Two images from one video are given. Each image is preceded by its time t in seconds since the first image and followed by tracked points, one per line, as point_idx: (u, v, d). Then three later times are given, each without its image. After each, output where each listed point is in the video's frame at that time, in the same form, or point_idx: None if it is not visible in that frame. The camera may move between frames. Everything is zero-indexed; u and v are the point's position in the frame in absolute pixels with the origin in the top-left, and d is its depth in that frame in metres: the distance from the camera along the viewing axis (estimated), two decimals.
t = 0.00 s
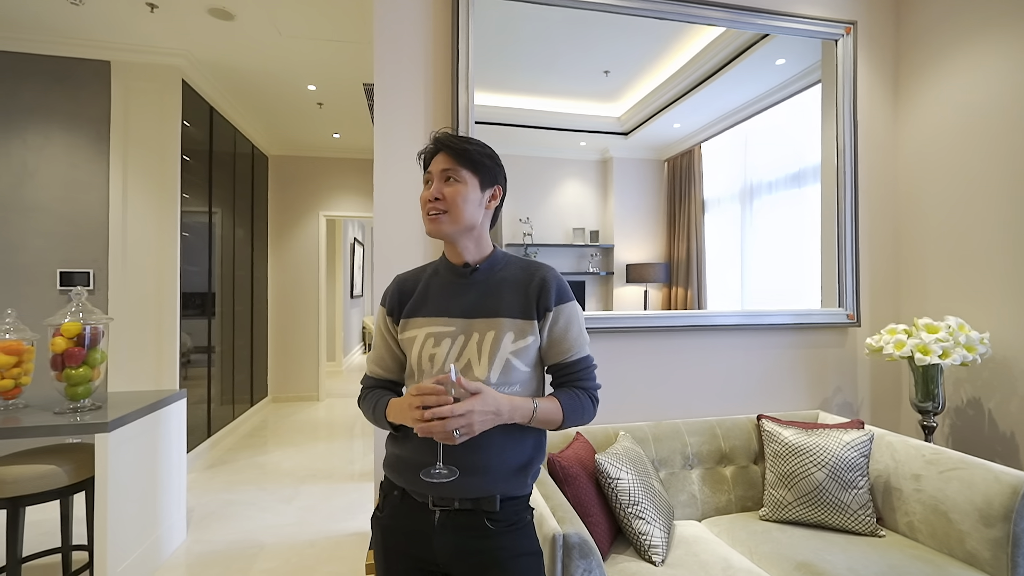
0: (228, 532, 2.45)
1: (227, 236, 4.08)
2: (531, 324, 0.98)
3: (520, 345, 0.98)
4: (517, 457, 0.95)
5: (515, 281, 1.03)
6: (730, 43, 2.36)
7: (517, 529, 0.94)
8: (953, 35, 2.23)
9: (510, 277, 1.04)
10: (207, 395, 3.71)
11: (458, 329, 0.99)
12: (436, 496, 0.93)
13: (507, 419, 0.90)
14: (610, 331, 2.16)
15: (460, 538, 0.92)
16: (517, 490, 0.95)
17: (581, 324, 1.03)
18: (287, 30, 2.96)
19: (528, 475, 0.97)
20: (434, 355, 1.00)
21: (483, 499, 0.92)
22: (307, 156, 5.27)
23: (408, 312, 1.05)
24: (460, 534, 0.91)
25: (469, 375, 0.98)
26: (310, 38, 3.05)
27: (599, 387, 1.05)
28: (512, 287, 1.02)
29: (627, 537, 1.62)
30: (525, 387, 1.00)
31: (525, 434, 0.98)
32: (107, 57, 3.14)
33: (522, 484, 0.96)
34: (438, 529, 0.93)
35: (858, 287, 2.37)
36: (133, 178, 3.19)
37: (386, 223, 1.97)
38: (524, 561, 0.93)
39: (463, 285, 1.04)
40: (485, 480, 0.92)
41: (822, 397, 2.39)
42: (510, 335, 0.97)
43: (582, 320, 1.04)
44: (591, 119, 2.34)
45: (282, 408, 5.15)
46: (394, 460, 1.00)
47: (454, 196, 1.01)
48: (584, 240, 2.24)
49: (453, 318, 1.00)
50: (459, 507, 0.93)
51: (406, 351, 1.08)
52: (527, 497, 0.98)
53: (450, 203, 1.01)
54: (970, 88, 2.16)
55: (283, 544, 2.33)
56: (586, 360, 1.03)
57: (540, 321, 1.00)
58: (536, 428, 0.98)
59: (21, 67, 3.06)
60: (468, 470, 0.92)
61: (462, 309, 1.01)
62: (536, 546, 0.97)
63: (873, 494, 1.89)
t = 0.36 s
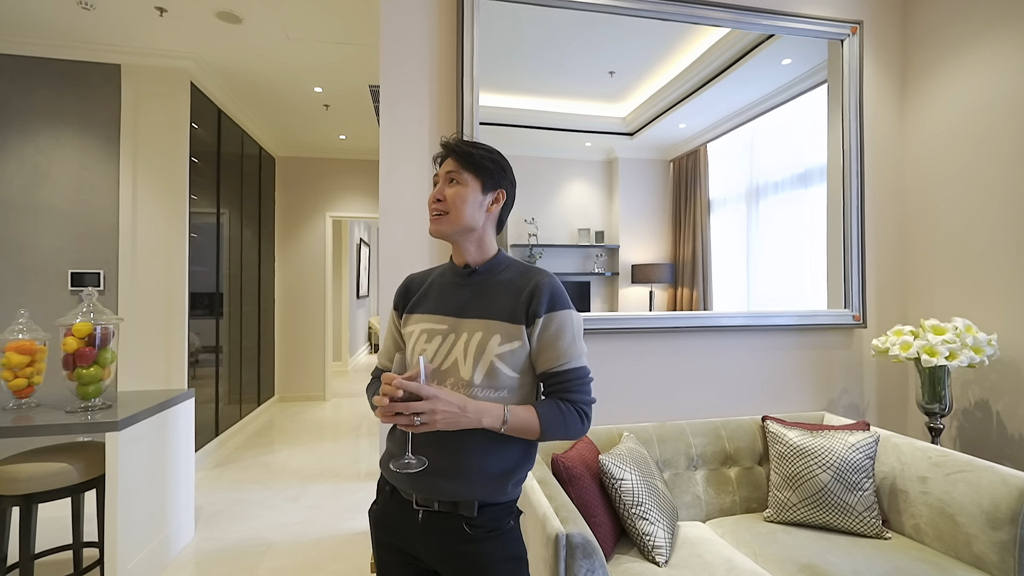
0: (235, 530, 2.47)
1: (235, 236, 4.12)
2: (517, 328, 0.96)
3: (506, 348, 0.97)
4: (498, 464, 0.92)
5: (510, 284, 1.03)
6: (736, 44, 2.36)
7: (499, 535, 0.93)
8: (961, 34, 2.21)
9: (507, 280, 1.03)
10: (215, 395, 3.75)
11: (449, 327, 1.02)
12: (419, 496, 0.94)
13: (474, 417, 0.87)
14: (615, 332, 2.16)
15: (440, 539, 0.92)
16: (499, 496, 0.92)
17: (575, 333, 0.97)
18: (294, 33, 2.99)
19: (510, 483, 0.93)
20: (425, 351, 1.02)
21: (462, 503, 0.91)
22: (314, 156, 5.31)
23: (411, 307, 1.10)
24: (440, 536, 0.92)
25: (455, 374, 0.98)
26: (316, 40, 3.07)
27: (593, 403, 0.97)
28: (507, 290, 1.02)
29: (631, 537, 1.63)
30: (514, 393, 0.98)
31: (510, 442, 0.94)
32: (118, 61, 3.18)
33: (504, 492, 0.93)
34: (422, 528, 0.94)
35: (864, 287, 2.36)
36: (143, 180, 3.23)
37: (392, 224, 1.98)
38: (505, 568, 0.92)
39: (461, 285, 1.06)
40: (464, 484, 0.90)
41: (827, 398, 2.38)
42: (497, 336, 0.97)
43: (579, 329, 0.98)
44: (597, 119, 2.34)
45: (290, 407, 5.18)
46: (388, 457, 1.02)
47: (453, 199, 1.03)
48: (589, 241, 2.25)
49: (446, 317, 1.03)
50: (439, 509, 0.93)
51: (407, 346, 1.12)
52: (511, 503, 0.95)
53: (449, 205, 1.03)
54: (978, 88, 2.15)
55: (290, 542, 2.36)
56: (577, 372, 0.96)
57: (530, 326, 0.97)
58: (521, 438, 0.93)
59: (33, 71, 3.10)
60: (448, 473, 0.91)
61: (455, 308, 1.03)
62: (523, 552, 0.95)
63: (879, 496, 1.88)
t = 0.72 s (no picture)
0: (244, 528, 2.50)
1: (244, 237, 4.16)
2: (514, 326, 0.97)
3: (503, 345, 0.97)
4: (493, 465, 0.92)
5: (512, 285, 1.04)
6: (742, 44, 2.36)
7: (496, 536, 0.92)
8: (969, 34, 2.20)
9: (509, 282, 1.05)
10: (224, 394, 3.79)
11: (453, 324, 1.04)
12: (419, 493, 0.95)
13: (466, 396, 0.83)
14: (621, 332, 2.17)
15: (438, 537, 0.93)
16: (494, 498, 0.92)
17: (574, 333, 0.96)
18: (302, 36, 3.02)
19: (506, 485, 0.93)
20: (428, 347, 1.05)
21: (458, 502, 0.91)
22: (321, 158, 5.34)
23: (423, 304, 1.14)
24: (437, 534, 0.93)
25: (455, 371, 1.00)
26: (324, 43, 3.09)
27: (588, 408, 0.94)
28: (508, 290, 1.03)
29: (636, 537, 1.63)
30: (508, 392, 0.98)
31: (507, 443, 0.93)
32: (129, 64, 3.22)
33: (500, 493, 0.92)
34: (421, 525, 0.95)
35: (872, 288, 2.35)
36: (154, 181, 3.27)
37: (399, 225, 2.00)
38: (500, 569, 0.92)
39: (467, 285, 1.09)
40: (460, 483, 0.91)
41: (834, 399, 2.37)
42: (495, 334, 0.98)
43: (578, 332, 0.97)
44: (602, 119, 2.35)
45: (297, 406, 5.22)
46: (392, 454, 1.04)
47: (459, 204, 1.05)
48: (595, 241, 2.26)
49: (450, 314, 1.06)
50: (437, 508, 0.93)
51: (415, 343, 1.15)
52: (508, 505, 0.95)
53: (456, 210, 1.05)
54: (987, 89, 2.13)
55: (298, 540, 2.38)
56: (574, 373, 0.94)
57: (528, 323, 0.97)
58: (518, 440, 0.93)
59: (47, 74, 3.15)
60: (446, 471, 0.92)
61: (459, 307, 1.06)
62: (519, 555, 0.94)
63: (886, 498, 1.87)
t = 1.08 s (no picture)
0: (258, 526, 2.54)
1: (256, 238, 4.21)
2: (518, 326, 1.00)
3: (510, 343, 1.00)
4: (506, 461, 0.94)
5: (516, 284, 1.06)
6: (752, 45, 2.36)
7: (509, 533, 0.94)
8: (983, 35, 2.18)
9: (513, 281, 1.07)
10: (237, 393, 3.84)
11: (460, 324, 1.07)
12: (435, 491, 0.97)
13: (498, 361, 0.85)
14: (630, 333, 2.18)
15: (452, 534, 0.95)
16: (507, 495, 0.94)
17: (578, 330, 0.97)
18: (314, 40, 3.05)
19: (518, 482, 0.94)
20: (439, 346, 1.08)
21: (472, 499, 0.93)
22: (332, 159, 5.39)
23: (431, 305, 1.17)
24: (452, 531, 0.95)
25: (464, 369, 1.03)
26: (336, 47, 3.13)
27: (596, 399, 0.95)
28: (512, 289, 1.05)
29: (646, 538, 1.64)
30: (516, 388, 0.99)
31: (517, 439, 0.95)
32: (146, 69, 3.28)
33: (513, 491, 0.94)
34: (437, 523, 0.97)
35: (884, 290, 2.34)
36: (169, 184, 3.33)
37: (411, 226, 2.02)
38: (513, 566, 0.93)
39: (473, 286, 1.11)
40: (473, 480, 0.93)
41: (845, 402, 2.36)
42: (501, 334, 1.01)
43: (583, 328, 0.99)
44: (611, 120, 2.36)
45: (309, 405, 5.28)
46: (409, 453, 1.06)
47: (467, 207, 1.07)
48: (604, 242, 2.27)
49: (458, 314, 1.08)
50: (451, 505, 0.95)
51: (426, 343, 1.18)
52: (521, 503, 0.96)
53: (464, 213, 1.07)
54: (1002, 90, 2.12)
55: (311, 538, 2.41)
56: (581, 366, 0.96)
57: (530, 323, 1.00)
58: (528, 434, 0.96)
59: (66, 80, 3.22)
60: (460, 468, 0.94)
61: (465, 307, 1.08)
62: (531, 553, 0.96)
63: (898, 501, 1.86)
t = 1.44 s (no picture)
0: (272, 522, 2.56)
1: (268, 239, 4.26)
2: (536, 326, 1.01)
3: (527, 344, 1.00)
4: (517, 460, 0.94)
5: (530, 286, 1.06)
6: (763, 44, 2.35)
7: (521, 531, 0.94)
8: (1002, 32, 2.15)
9: (527, 282, 1.07)
10: (250, 391, 3.89)
11: (474, 326, 1.06)
12: (447, 489, 0.98)
13: (511, 399, 0.86)
14: (641, 333, 2.17)
15: (465, 531, 0.95)
16: (520, 494, 0.94)
17: (593, 333, 0.99)
18: (327, 43, 3.08)
19: (531, 481, 0.94)
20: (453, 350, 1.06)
21: (485, 497, 0.93)
22: (342, 160, 5.43)
23: (444, 309, 1.17)
24: (465, 528, 0.95)
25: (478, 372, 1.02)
26: (348, 48, 3.15)
27: (611, 399, 0.99)
28: (527, 291, 1.06)
29: (659, 537, 1.64)
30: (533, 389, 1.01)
31: (529, 439, 0.95)
32: (162, 72, 3.32)
33: (525, 489, 0.94)
34: (449, 520, 0.98)
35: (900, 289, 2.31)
36: (184, 185, 3.37)
37: (422, 226, 2.04)
38: (526, 564, 0.94)
39: (487, 289, 1.10)
40: (486, 478, 0.93)
41: (859, 402, 2.34)
42: (518, 335, 1.00)
43: (597, 328, 1.00)
44: (622, 120, 2.37)
45: (320, 404, 5.32)
46: (421, 451, 1.07)
47: (506, 217, 1.07)
48: (613, 242, 2.27)
49: (472, 316, 1.07)
50: (465, 502, 0.96)
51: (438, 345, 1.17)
52: (533, 501, 0.97)
53: (503, 222, 1.06)
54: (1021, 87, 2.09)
55: (324, 535, 2.43)
56: (597, 367, 0.98)
57: (547, 325, 1.01)
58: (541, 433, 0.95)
59: (85, 83, 3.28)
60: (472, 466, 0.94)
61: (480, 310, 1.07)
62: (544, 549, 0.96)
63: (914, 503, 1.84)
